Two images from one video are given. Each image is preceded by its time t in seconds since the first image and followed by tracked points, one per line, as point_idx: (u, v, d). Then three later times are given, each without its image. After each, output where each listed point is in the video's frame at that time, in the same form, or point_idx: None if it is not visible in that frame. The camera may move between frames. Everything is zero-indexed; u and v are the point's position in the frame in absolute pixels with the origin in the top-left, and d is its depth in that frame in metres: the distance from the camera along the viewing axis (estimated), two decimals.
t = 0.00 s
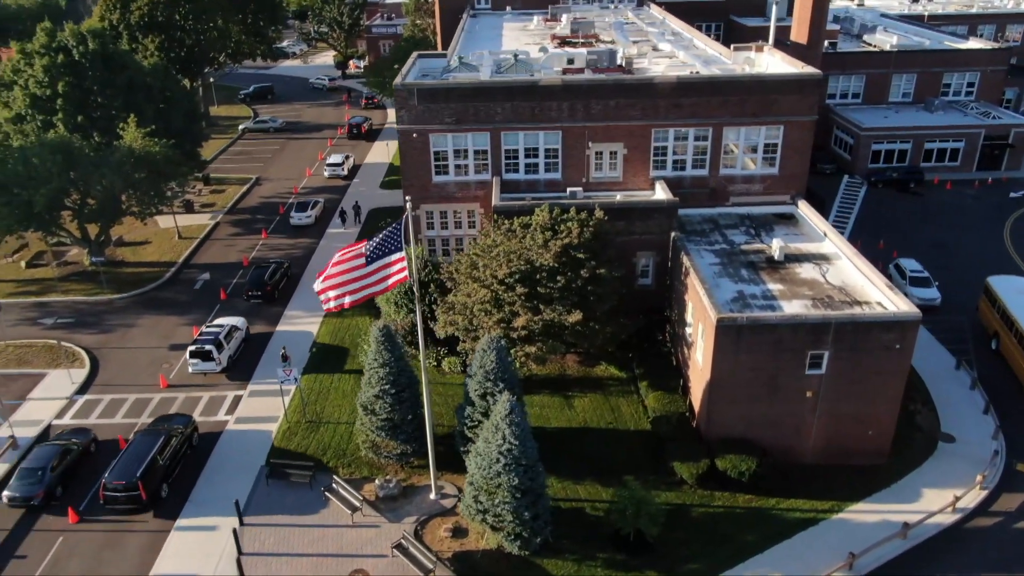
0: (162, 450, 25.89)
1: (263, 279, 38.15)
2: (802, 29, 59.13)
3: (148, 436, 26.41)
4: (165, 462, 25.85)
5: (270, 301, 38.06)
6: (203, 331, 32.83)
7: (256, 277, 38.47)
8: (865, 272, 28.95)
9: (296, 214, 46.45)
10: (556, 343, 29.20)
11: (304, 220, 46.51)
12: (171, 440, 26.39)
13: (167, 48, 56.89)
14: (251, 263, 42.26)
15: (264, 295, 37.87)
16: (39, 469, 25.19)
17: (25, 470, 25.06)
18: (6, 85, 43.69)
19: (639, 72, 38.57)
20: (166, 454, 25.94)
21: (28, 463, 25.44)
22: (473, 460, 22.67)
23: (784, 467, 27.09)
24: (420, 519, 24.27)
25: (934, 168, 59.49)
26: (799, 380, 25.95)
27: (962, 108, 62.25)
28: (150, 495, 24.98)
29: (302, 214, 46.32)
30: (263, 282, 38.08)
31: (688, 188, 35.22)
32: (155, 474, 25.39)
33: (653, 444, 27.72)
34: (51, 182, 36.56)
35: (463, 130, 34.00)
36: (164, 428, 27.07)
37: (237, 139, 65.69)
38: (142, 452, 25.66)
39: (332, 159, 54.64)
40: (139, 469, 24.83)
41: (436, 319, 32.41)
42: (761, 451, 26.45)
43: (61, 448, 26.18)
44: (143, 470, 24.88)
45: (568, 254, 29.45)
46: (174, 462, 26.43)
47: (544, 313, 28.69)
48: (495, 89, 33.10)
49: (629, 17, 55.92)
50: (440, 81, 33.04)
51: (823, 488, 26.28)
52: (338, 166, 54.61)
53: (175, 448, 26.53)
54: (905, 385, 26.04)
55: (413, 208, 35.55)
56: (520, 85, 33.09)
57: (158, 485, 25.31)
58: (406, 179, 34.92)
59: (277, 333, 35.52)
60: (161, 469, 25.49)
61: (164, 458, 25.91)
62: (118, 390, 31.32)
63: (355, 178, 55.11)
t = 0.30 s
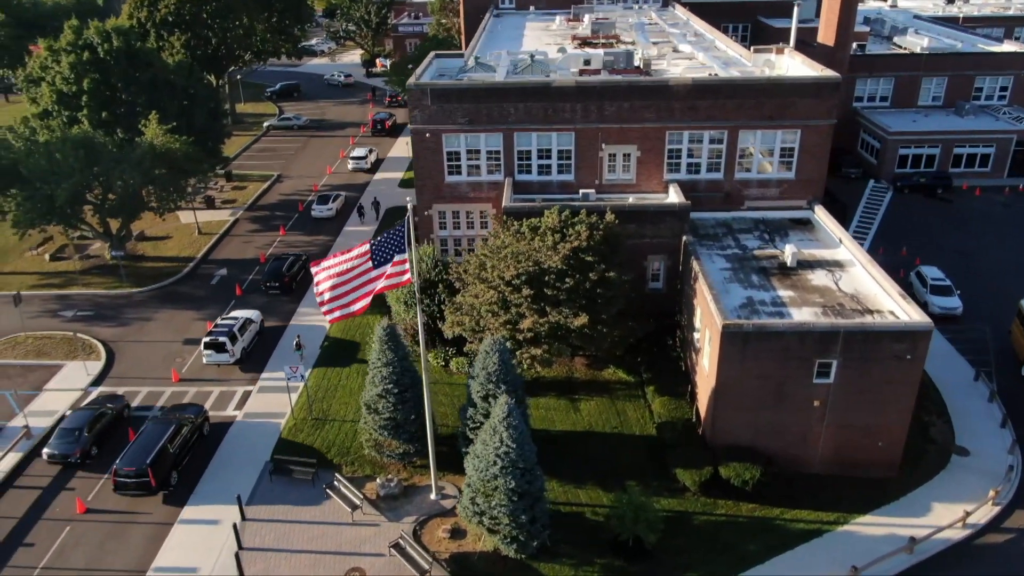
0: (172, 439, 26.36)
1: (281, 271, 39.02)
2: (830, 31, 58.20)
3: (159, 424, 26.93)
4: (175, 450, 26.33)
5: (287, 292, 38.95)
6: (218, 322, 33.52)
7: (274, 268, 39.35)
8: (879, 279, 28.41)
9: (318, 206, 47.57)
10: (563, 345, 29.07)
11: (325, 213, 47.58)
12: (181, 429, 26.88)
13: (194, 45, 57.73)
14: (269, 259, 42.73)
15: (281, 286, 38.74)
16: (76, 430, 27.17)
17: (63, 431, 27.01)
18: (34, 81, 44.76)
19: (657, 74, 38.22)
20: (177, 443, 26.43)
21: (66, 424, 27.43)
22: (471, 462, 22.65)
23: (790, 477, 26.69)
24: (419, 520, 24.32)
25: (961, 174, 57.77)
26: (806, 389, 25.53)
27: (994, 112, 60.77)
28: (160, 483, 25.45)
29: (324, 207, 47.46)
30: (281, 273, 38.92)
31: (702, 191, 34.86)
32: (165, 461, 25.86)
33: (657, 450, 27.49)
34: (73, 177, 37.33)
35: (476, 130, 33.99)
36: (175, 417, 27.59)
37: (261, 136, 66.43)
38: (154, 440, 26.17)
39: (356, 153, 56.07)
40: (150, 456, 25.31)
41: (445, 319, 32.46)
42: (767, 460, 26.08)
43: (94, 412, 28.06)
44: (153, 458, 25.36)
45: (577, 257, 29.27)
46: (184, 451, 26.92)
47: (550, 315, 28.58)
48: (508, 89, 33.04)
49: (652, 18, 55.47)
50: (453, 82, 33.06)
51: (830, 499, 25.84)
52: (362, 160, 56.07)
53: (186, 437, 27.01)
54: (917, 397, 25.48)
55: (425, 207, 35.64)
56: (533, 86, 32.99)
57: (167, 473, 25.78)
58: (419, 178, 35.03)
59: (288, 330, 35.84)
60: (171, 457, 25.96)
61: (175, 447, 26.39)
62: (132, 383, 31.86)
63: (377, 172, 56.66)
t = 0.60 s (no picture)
0: (182, 429, 26.90)
1: (298, 262, 39.82)
2: (855, 33, 57.30)
3: (171, 413, 27.51)
4: (185, 440, 26.88)
5: (305, 284, 39.87)
6: (232, 315, 34.14)
7: (291, 259, 40.18)
8: (892, 286, 27.89)
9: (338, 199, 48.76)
10: (569, 348, 28.92)
11: (345, 205, 48.62)
12: (191, 420, 27.42)
13: (217, 43, 58.37)
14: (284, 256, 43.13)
15: (298, 278, 39.62)
16: (108, 398, 28.90)
17: (97, 399, 28.81)
18: (59, 77, 45.65)
19: (673, 75, 37.86)
20: (186, 433, 26.98)
21: (100, 392, 29.22)
22: (470, 463, 22.61)
23: (796, 486, 26.33)
24: (419, 519, 24.36)
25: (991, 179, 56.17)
26: (812, 397, 25.14)
27: None
28: (168, 472, 26.05)
29: (344, 200, 48.66)
30: (299, 265, 39.76)
31: (715, 194, 34.49)
32: (173, 451, 26.42)
33: (661, 455, 27.26)
34: (91, 172, 37.96)
35: (488, 130, 33.96)
36: (186, 407, 28.14)
37: (283, 134, 67.00)
38: (164, 429, 26.75)
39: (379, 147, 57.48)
40: (159, 446, 25.89)
41: (452, 319, 32.46)
42: (771, 467, 25.74)
43: (126, 382, 29.80)
44: (161, 447, 25.93)
45: (585, 259, 29.08)
46: (193, 441, 27.48)
47: (557, 317, 28.45)
48: (520, 89, 32.96)
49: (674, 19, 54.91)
50: (466, 82, 33.06)
51: (835, 509, 25.43)
52: (384, 155, 57.33)
53: (195, 427, 27.55)
54: (927, 406, 24.98)
55: (437, 207, 35.69)
56: (545, 86, 32.88)
57: (176, 462, 26.36)
58: (430, 178, 35.10)
59: (299, 327, 36.13)
60: (179, 447, 26.51)
61: (184, 436, 26.93)
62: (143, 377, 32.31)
63: (399, 166, 57.86)
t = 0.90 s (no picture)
0: (191, 420, 27.32)
1: (317, 253, 40.74)
2: (882, 34, 56.32)
3: (181, 404, 27.96)
4: (194, 430, 27.29)
5: (323, 274, 40.86)
6: (247, 307, 34.79)
7: (311, 250, 41.10)
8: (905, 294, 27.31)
9: (360, 190, 49.97)
10: (574, 350, 28.77)
11: (367, 198, 49.77)
12: (201, 411, 27.84)
13: (241, 41, 59.03)
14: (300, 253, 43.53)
15: (316, 268, 40.53)
16: (141, 369, 30.80)
17: (130, 369, 30.71)
18: (85, 74, 46.38)
19: (690, 76, 37.50)
20: (195, 423, 27.40)
21: (132, 363, 31.11)
22: (467, 464, 22.58)
23: (801, 495, 25.90)
24: (418, 518, 24.40)
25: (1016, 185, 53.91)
26: (819, 405, 24.71)
27: None
28: (177, 461, 26.45)
29: (366, 192, 49.89)
30: (319, 256, 40.67)
31: (729, 198, 34.08)
32: (182, 441, 26.81)
33: (665, 461, 26.99)
34: (111, 168, 38.58)
35: (500, 130, 33.92)
36: (197, 398, 28.63)
37: (306, 131, 67.60)
38: (174, 419, 27.19)
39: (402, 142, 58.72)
40: (168, 435, 26.31)
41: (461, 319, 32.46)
42: (775, 476, 25.35)
43: (157, 353, 31.66)
44: (170, 436, 26.34)
45: (593, 261, 28.90)
46: (202, 432, 27.89)
47: (563, 319, 28.30)
48: (532, 90, 32.87)
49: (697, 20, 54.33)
50: (478, 82, 33.04)
51: (841, 520, 24.96)
52: (406, 149, 58.62)
53: (205, 418, 27.97)
54: (937, 418, 24.41)
55: (448, 207, 35.75)
56: (558, 87, 32.75)
57: (184, 452, 26.75)
58: (442, 177, 35.17)
59: (311, 323, 36.43)
60: (188, 437, 26.90)
61: (193, 427, 27.34)
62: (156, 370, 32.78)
63: (420, 161, 58.98)
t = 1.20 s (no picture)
0: (201, 411, 27.66)
1: (336, 245, 41.61)
2: (909, 36, 55.31)
3: (193, 395, 28.34)
4: (203, 422, 27.62)
5: (341, 265, 41.66)
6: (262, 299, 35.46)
7: (330, 242, 41.96)
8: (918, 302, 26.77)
9: (382, 185, 51.08)
10: (580, 352, 28.62)
11: (387, 191, 50.79)
12: (211, 402, 28.19)
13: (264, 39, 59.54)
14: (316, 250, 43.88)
15: (335, 259, 41.44)
16: (170, 344, 32.58)
17: (160, 344, 32.49)
18: (109, 71, 47.19)
19: (706, 78, 37.10)
20: (205, 414, 27.75)
21: (161, 339, 32.87)
22: (465, 465, 22.55)
23: (806, 504, 25.50)
24: (417, 518, 24.44)
25: None
26: (825, 413, 24.30)
27: None
28: (186, 451, 26.78)
29: (387, 185, 51.00)
30: (337, 248, 41.49)
31: (743, 201, 33.65)
32: (191, 432, 27.14)
33: (668, 466, 26.74)
34: (130, 164, 39.21)
35: (512, 130, 33.86)
36: (207, 390, 28.96)
37: (327, 129, 68.06)
38: (184, 410, 27.56)
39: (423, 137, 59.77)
40: (178, 426, 26.67)
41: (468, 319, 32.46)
42: (779, 484, 24.99)
43: (184, 330, 33.45)
44: (180, 426, 26.69)
45: (600, 262, 28.73)
46: (212, 423, 28.24)
47: (568, 320, 28.15)
48: (544, 90, 32.78)
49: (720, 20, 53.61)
50: (491, 82, 33.01)
51: (845, 531, 24.53)
52: (427, 145, 59.60)
53: (215, 410, 28.31)
54: (947, 430, 23.88)
55: (460, 206, 35.79)
56: (570, 87, 32.60)
57: (194, 442, 27.09)
58: (454, 177, 35.21)
59: (323, 319, 36.68)
60: (198, 428, 27.23)
61: (203, 418, 27.68)
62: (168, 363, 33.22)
63: (442, 156, 59.95)
